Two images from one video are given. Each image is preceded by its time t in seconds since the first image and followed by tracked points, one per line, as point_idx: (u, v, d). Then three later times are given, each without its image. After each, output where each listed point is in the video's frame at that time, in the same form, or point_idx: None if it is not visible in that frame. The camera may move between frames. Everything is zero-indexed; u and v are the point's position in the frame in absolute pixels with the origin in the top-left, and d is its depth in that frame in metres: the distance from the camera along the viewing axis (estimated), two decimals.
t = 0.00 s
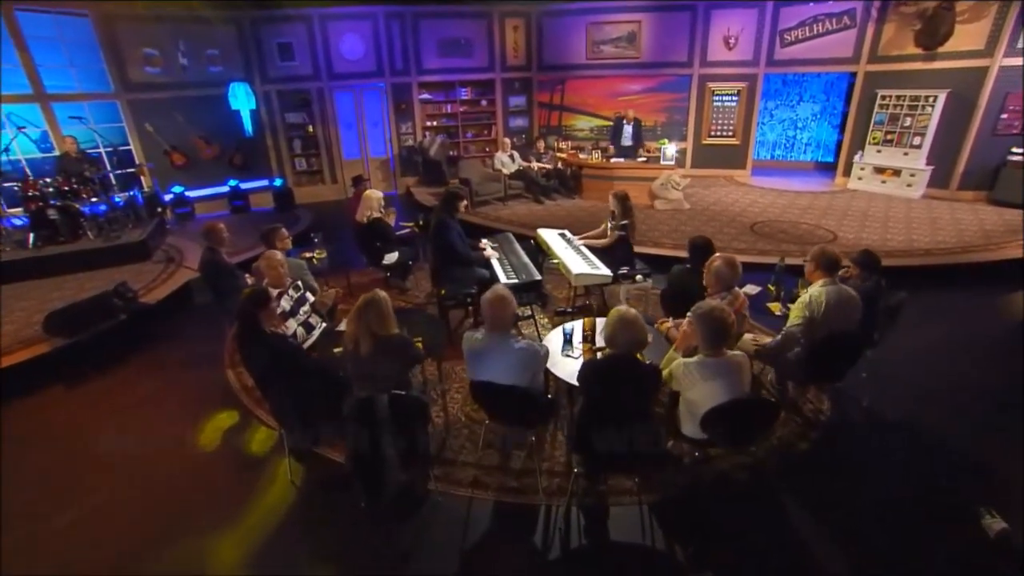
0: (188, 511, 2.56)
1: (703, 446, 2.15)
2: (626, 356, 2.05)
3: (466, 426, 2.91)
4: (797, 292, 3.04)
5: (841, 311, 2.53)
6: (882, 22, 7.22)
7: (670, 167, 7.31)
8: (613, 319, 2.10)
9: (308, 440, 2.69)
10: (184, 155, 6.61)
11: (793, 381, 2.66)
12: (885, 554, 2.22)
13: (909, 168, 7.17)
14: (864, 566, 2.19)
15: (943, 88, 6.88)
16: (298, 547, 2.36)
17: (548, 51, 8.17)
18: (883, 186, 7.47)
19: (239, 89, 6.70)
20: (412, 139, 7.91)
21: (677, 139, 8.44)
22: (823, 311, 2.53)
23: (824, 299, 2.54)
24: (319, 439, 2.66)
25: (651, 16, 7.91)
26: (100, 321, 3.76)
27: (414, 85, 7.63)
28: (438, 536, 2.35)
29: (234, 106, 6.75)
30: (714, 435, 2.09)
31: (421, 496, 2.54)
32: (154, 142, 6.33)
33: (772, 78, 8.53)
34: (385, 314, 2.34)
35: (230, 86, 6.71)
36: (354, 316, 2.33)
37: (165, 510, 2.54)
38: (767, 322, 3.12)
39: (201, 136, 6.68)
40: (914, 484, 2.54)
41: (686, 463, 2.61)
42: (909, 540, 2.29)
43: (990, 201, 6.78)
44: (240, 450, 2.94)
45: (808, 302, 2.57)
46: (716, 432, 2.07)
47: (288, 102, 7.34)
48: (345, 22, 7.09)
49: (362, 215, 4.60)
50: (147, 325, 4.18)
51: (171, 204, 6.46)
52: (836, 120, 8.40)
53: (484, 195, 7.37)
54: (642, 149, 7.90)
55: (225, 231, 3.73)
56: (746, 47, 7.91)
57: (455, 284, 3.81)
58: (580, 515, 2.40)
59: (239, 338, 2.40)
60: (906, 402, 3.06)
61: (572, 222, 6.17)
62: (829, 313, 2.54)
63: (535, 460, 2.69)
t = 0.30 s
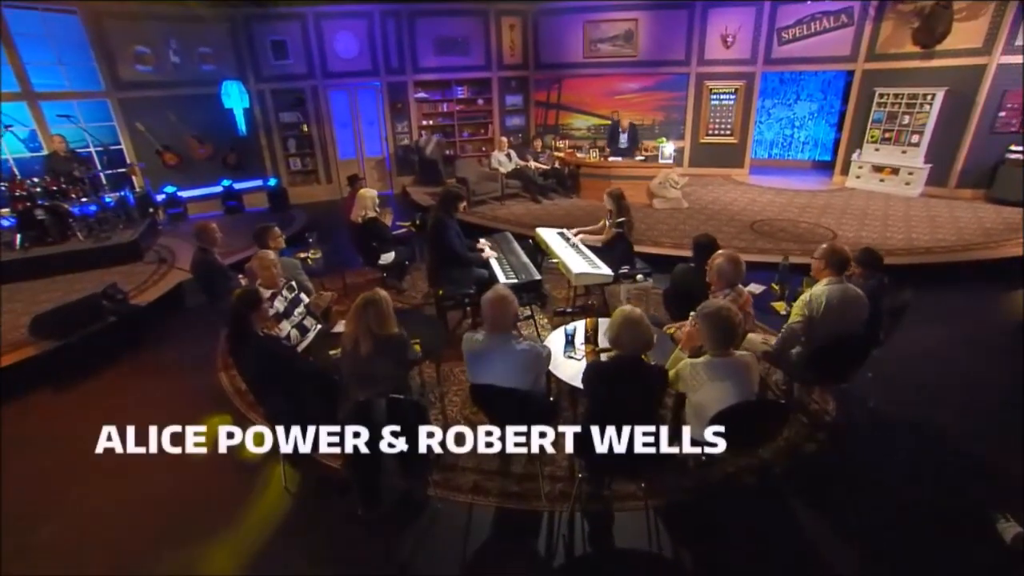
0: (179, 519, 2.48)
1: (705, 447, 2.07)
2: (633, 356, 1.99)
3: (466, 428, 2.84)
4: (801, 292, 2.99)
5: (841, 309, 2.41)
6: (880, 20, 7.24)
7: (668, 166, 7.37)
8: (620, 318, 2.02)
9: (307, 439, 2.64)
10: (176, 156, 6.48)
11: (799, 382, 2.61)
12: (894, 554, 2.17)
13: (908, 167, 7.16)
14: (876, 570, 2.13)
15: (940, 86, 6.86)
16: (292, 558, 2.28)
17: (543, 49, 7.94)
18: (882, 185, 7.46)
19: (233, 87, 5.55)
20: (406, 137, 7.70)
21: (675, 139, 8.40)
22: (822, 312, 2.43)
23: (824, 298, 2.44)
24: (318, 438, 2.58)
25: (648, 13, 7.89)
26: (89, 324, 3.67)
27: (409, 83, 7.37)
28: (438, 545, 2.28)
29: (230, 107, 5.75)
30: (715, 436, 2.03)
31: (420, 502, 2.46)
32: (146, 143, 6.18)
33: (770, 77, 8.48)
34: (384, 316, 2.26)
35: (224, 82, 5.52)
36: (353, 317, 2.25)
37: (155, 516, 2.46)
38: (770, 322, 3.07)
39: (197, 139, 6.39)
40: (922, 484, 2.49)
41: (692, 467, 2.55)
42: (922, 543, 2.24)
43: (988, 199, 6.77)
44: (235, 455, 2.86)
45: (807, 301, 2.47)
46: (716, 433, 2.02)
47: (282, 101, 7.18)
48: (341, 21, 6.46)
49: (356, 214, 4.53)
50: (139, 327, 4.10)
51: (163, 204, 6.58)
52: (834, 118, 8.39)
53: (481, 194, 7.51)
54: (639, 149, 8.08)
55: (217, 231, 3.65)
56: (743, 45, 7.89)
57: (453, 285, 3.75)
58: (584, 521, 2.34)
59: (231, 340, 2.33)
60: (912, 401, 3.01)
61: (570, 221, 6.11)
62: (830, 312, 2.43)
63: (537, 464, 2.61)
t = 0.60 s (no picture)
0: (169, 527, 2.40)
1: (704, 447, 2.01)
2: (638, 357, 1.92)
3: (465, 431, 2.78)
4: (808, 292, 2.91)
5: (856, 314, 2.35)
6: (877, 20, 7.19)
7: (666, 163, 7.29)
8: (626, 318, 1.96)
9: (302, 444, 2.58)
10: (170, 154, 6.20)
11: (805, 382, 2.57)
12: (905, 557, 2.12)
13: (906, 165, 7.24)
14: None
15: (939, 85, 6.83)
16: (288, 566, 2.22)
17: (541, 46, 7.96)
18: (880, 183, 7.55)
19: (226, 85, 6.17)
20: (405, 138, 7.88)
21: (673, 137, 8.36)
22: (834, 314, 2.38)
23: (837, 302, 2.39)
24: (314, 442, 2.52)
25: (645, 12, 7.68)
26: (80, 325, 3.60)
27: (406, 81, 7.58)
28: (438, 553, 2.22)
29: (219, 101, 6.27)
30: (716, 436, 1.98)
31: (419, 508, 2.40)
32: (138, 141, 6.02)
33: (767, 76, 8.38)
34: (379, 316, 2.18)
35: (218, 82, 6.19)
36: (347, 319, 2.18)
37: (144, 526, 2.37)
38: (775, 322, 3.01)
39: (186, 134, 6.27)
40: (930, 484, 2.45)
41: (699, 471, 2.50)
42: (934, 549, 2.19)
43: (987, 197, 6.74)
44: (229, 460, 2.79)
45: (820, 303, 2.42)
46: (717, 433, 1.98)
47: (277, 100, 7.05)
48: (337, 19, 6.93)
49: (352, 213, 4.48)
50: (130, 329, 4.01)
51: (157, 204, 6.05)
52: (831, 117, 8.38)
53: (479, 194, 7.35)
54: (638, 148, 7.73)
55: (211, 231, 3.58)
56: (741, 44, 7.76)
57: (451, 284, 3.70)
58: (588, 527, 2.28)
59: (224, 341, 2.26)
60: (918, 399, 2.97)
61: (569, 221, 6.05)
62: (844, 315, 2.37)
63: (539, 468, 2.55)
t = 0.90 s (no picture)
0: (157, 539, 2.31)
1: (705, 447, 1.97)
2: (644, 359, 1.85)
3: (464, 436, 2.70)
4: (814, 292, 2.89)
5: (882, 320, 2.30)
6: (876, 17, 7.13)
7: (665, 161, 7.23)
8: (635, 321, 1.89)
9: (296, 448, 2.48)
10: (161, 155, 6.47)
11: (812, 382, 2.51)
12: (921, 563, 2.06)
13: (905, 163, 7.26)
14: None
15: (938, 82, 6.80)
16: None
17: (539, 43, 7.78)
18: (879, 182, 7.55)
19: (221, 84, 6.30)
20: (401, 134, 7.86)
21: (671, 136, 8.29)
22: (861, 322, 2.30)
23: (864, 310, 2.30)
24: (309, 448, 2.44)
25: (643, 9, 7.62)
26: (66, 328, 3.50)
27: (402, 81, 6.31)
28: (437, 563, 2.14)
29: (213, 101, 6.38)
30: (715, 436, 1.93)
31: (418, 515, 2.32)
32: (130, 140, 6.16)
33: (766, 74, 8.34)
34: (372, 318, 2.11)
35: (211, 80, 6.29)
36: (337, 322, 2.09)
37: (132, 536, 2.29)
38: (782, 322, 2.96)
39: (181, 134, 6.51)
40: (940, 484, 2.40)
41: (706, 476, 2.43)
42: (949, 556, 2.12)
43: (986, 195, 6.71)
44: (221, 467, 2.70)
45: (845, 312, 2.33)
46: (717, 433, 1.93)
47: (272, 98, 7.06)
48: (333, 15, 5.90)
49: (347, 212, 4.39)
50: (121, 331, 3.91)
51: (149, 205, 6.29)
52: (829, 116, 8.37)
53: (476, 193, 7.47)
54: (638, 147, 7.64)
55: (203, 230, 3.50)
56: (739, 41, 7.79)
57: (450, 284, 3.62)
58: (593, 535, 2.21)
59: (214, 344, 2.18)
60: (925, 398, 2.92)
61: (567, 220, 5.99)
62: (868, 323, 2.30)
63: (540, 473, 2.48)
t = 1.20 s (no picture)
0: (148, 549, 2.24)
1: (704, 447, 1.95)
2: (654, 360, 1.79)
3: (464, 436, 2.66)
4: (822, 291, 2.82)
5: (895, 325, 2.28)
6: (876, 13, 7.03)
7: (663, 160, 7.15)
8: (644, 321, 1.82)
9: (296, 449, 2.41)
10: (154, 154, 5.97)
11: (820, 383, 2.45)
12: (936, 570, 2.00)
13: (905, 162, 7.05)
14: None
15: (938, 81, 6.72)
16: None
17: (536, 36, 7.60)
18: (879, 181, 7.35)
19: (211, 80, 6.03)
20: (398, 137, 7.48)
21: (669, 134, 8.09)
22: (874, 326, 2.28)
23: (879, 312, 2.27)
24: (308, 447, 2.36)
25: (640, 8, 7.48)
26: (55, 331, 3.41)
27: (398, 79, 7.27)
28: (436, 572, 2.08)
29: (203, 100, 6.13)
30: (715, 435, 1.91)
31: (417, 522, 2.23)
32: (121, 139, 5.77)
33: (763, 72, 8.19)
34: (369, 321, 2.05)
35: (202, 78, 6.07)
36: (333, 325, 2.03)
37: (132, 536, 2.28)
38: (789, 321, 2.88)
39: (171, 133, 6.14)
40: (949, 485, 2.35)
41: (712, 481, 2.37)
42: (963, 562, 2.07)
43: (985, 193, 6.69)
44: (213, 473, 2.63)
45: (859, 315, 2.29)
46: (717, 432, 1.91)
47: (267, 97, 6.80)
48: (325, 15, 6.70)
49: (343, 211, 4.32)
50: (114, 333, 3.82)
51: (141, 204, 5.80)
52: (828, 115, 8.24)
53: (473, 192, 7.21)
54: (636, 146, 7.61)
55: (195, 229, 3.41)
56: (738, 40, 7.59)
57: (449, 285, 3.54)
58: (598, 543, 2.15)
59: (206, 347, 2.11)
60: (930, 396, 2.88)
61: (566, 219, 5.93)
62: (882, 325, 2.27)
63: (543, 479, 2.42)
